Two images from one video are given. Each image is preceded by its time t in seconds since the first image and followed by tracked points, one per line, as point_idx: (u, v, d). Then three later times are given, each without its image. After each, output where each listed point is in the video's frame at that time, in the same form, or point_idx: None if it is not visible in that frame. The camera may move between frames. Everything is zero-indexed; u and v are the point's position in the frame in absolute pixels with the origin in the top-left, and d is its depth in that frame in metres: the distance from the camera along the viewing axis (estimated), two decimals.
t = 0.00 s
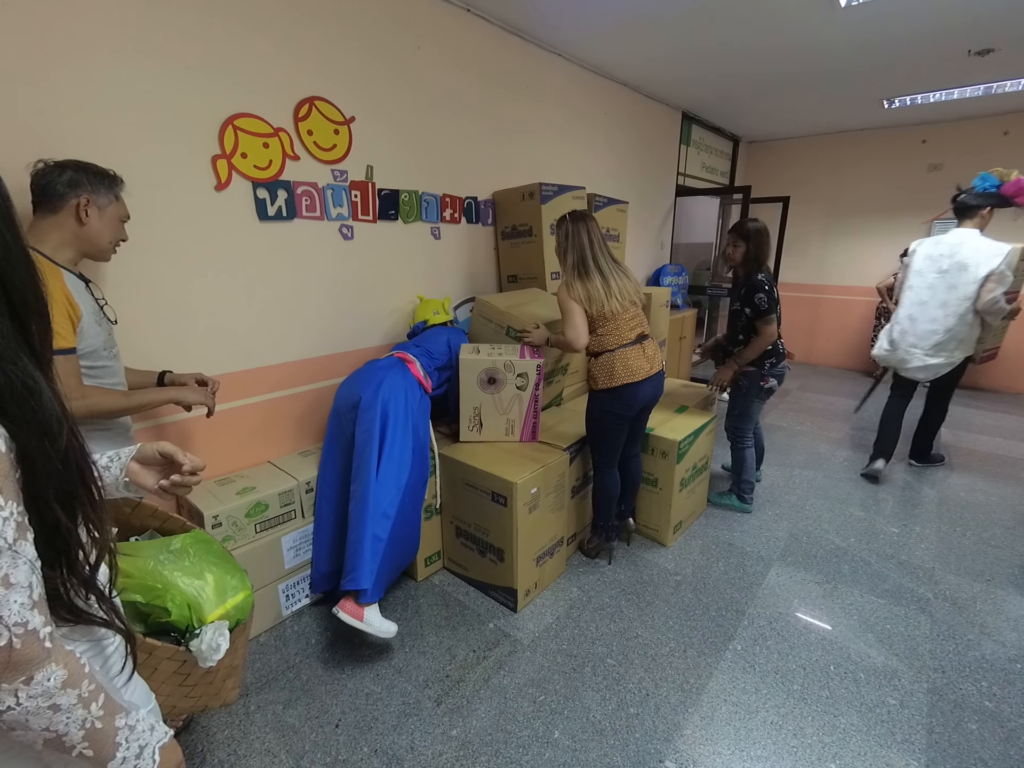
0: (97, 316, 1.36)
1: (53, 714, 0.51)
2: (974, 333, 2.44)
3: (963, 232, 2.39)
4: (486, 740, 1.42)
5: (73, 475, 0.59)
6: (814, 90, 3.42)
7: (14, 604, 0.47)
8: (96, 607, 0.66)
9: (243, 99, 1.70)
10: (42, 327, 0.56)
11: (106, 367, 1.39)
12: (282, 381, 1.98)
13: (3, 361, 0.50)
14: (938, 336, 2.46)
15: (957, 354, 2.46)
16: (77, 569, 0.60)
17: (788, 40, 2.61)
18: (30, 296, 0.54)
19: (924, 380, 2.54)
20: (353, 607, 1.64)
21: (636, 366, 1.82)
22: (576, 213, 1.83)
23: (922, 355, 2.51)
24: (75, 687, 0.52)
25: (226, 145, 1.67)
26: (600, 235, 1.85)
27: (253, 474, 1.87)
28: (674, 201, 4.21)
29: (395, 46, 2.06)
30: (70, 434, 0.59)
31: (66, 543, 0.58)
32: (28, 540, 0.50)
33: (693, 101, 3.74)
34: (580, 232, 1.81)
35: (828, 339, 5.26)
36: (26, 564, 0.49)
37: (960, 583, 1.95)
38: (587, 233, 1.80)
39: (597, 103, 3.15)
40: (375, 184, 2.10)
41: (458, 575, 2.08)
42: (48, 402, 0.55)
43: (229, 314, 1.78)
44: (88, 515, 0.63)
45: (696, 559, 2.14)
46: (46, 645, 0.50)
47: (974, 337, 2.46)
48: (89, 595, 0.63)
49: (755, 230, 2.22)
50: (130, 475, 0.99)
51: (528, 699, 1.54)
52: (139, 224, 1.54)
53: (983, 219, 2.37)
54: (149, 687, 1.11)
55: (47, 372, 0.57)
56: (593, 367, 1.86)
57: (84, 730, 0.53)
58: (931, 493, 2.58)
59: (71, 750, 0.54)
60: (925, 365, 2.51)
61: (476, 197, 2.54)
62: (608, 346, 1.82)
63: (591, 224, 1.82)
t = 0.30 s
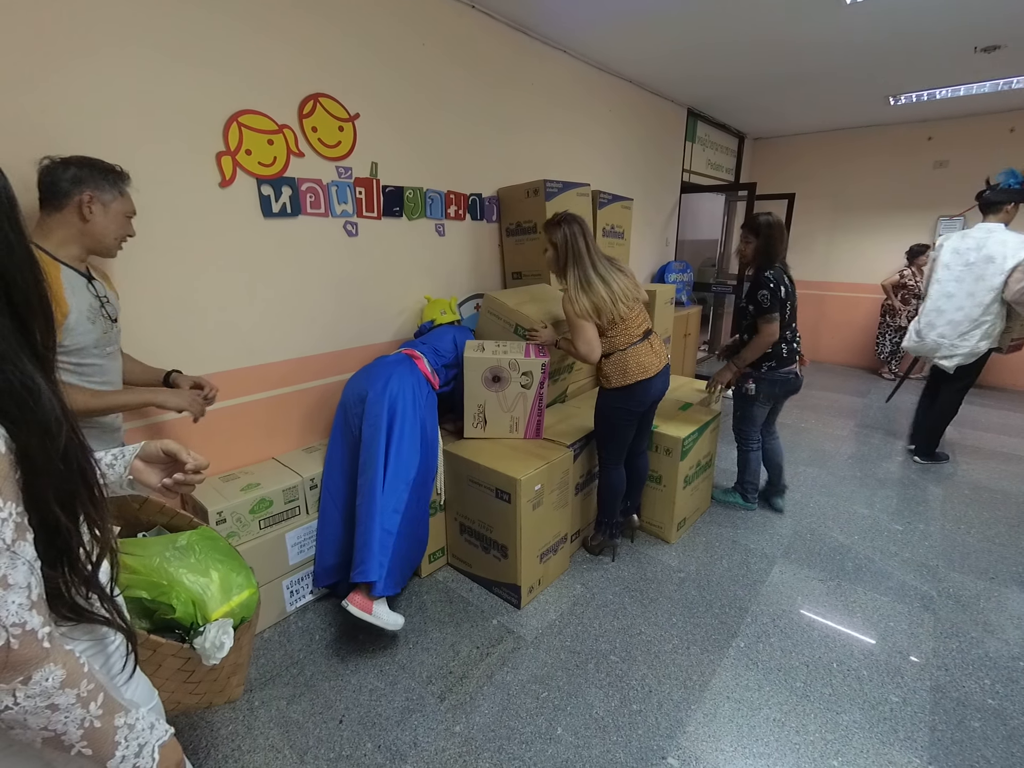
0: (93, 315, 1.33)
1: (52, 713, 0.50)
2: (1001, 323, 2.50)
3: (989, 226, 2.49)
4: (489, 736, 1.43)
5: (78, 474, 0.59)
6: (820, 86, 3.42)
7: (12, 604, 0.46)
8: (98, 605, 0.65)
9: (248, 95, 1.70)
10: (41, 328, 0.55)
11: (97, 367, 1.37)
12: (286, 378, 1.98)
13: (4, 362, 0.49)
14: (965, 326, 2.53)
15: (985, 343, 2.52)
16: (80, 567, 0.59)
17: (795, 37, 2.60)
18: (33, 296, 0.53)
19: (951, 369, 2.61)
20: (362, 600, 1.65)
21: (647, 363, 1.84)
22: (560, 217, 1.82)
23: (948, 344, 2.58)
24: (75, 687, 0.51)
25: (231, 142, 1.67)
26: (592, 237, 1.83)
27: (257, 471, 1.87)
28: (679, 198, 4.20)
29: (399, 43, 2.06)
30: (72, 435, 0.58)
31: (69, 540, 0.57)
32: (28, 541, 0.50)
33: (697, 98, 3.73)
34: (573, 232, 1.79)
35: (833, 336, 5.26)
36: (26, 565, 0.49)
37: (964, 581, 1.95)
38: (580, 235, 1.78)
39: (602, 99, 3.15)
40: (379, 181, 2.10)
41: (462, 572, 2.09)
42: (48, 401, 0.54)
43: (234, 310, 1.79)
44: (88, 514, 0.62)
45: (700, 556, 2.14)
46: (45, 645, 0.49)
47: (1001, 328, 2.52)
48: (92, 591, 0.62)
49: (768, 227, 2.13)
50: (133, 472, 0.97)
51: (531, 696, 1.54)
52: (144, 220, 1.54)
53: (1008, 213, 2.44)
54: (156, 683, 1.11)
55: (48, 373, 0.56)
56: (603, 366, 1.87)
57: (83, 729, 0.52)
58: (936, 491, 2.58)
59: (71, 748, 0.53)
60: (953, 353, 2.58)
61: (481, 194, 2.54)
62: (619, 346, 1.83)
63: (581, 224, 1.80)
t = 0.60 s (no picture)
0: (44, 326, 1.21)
1: (46, 714, 0.49)
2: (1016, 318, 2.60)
3: (1001, 229, 2.68)
4: (490, 733, 1.43)
5: (71, 478, 0.56)
6: (823, 84, 3.41)
7: (4, 604, 0.45)
8: (95, 603, 0.63)
9: (250, 93, 1.70)
10: (31, 323, 0.51)
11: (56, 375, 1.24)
12: (288, 375, 1.98)
13: None
14: (978, 320, 2.67)
15: (1000, 337, 2.60)
16: (76, 566, 0.57)
17: (797, 35, 2.61)
18: (22, 293, 0.49)
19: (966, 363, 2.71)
20: (362, 598, 1.66)
21: (656, 359, 1.86)
22: (542, 236, 1.81)
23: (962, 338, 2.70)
24: (69, 687, 0.49)
25: (232, 140, 1.67)
26: (574, 251, 1.81)
27: (258, 468, 1.87)
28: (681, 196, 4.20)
29: (401, 40, 2.06)
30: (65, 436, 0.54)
31: (64, 541, 0.55)
32: (20, 540, 0.48)
33: (700, 96, 3.73)
34: (555, 251, 1.77)
35: (834, 334, 5.27)
36: (19, 564, 0.48)
37: (965, 578, 1.96)
38: (564, 251, 1.77)
39: (604, 96, 3.14)
40: (381, 179, 2.09)
41: (463, 569, 2.09)
42: (37, 401, 0.50)
43: (235, 308, 1.78)
44: (87, 514, 0.60)
45: (702, 554, 2.14)
46: (38, 646, 0.47)
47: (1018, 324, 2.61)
48: (87, 590, 0.60)
49: (784, 227, 2.03)
50: (132, 470, 0.93)
51: (533, 694, 1.54)
52: (146, 219, 1.54)
53: None
54: (155, 682, 1.11)
55: (41, 372, 0.53)
56: (613, 368, 1.86)
57: (78, 729, 0.51)
58: (937, 488, 2.58)
59: (65, 748, 0.52)
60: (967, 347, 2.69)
61: (483, 191, 2.54)
62: (629, 347, 1.83)
63: (562, 241, 1.79)
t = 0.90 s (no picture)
0: None
1: (41, 711, 0.49)
2: None
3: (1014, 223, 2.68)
4: (488, 731, 1.43)
5: (59, 477, 0.55)
6: (822, 82, 3.42)
7: None
8: (88, 601, 0.63)
9: (249, 92, 1.70)
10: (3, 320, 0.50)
11: None
12: (287, 373, 1.98)
13: None
14: (989, 315, 2.78)
15: (1009, 331, 2.72)
16: (67, 563, 0.57)
17: (796, 34, 2.61)
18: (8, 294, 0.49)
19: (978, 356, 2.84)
20: (353, 599, 1.64)
21: (655, 358, 1.87)
22: (531, 244, 1.81)
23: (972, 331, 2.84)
24: (64, 684, 0.50)
25: (231, 139, 1.67)
26: (565, 255, 1.81)
27: (257, 466, 1.87)
28: (680, 195, 4.20)
29: (400, 38, 2.06)
30: (44, 435, 0.54)
31: (52, 538, 0.55)
32: (14, 539, 0.49)
33: (699, 94, 3.73)
34: (544, 258, 1.78)
35: (834, 333, 5.27)
36: (12, 563, 0.48)
37: (962, 576, 1.96)
38: (554, 257, 1.78)
39: (604, 95, 3.15)
40: (380, 177, 2.10)
41: (461, 567, 2.09)
42: (5, 404, 0.49)
43: (234, 307, 1.79)
44: (79, 512, 0.59)
45: (700, 552, 2.15)
46: (32, 643, 0.48)
47: None
48: (78, 588, 0.60)
49: (780, 227, 1.98)
50: (128, 468, 0.93)
51: (530, 691, 1.55)
52: (144, 217, 1.54)
53: None
54: (154, 678, 1.12)
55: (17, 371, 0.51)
56: (614, 369, 1.86)
57: (74, 726, 0.51)
58: (935, 487, 2.59)
59: (61, 745, 0.52)
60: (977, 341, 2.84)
61: (482, 190, 2.54)
62: (628, 347, 1.83)
63: (552, 246, 1.79)
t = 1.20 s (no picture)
0: None
1: (36, 709, 0.49)
2: None
3: None
4: (486, 728, 1.44)
5: (55, 476, 0.56)
6: (821, 81, 3.42)
7: None
8: (84, 599, 0.63)
9: (248, 90, 1.70)
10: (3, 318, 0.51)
11: None
12: (285, 371, 1.98)
13: None
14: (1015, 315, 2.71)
15: None
16: (64, 561, 0.57)
17: (795, 32, 2.61)
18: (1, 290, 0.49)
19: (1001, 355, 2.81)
20: (351, 602, 1.65)
21: (654, 357, 1.87)
22: (532, 241, 1.81)
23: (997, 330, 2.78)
24: (59, 682, 0.50)
25: (230, 136, 1.67)
26: (566, 253, 1.80)
27: (256, 464, 1.87)
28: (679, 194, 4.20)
29: (399, 36, 2.06)
30: (40, 433, 0.55)
31: (48, 537, 0.55)
32: (7, 536, 0.49)
33: (699, 93, 3.72)
34: (545, 255, 1.78)
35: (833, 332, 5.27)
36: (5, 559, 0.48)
37: (960, 575, 1.96)
38: (554, 255, 1.78)
39: (603, 93, 3.15)
40: (379, 175, 2.09)
41: (460, 565, 2.09)
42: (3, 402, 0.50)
43: (232, 304, 1.79)
44: (74, 509, 0.59)
45: (699, 551, 2.15)
46: (26, 640, 0.48)
47: None
48: (74, 586, 0.60)
49: (743, 241, 1.90)
50: (125, 466, 0.92)
51: (528, 689, 1.55)
52: (142, 215, 1.54)
53: None
54: (153, 674, 1.12)
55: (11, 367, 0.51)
56: (612, 368, 1.86)
57: (69, 724, 0.51)
58: (933, 486, 2.59)
59: (57, 743, 0.52)
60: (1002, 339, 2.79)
61: (481, 189, 2.54)
62: (626, 346, 1.83)
63: (553, 244, 1.79)
